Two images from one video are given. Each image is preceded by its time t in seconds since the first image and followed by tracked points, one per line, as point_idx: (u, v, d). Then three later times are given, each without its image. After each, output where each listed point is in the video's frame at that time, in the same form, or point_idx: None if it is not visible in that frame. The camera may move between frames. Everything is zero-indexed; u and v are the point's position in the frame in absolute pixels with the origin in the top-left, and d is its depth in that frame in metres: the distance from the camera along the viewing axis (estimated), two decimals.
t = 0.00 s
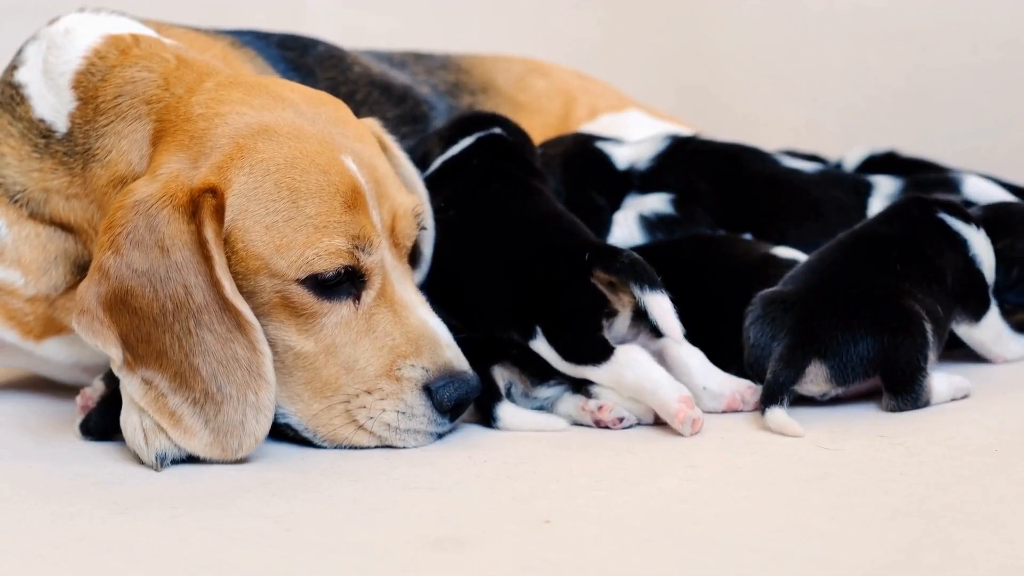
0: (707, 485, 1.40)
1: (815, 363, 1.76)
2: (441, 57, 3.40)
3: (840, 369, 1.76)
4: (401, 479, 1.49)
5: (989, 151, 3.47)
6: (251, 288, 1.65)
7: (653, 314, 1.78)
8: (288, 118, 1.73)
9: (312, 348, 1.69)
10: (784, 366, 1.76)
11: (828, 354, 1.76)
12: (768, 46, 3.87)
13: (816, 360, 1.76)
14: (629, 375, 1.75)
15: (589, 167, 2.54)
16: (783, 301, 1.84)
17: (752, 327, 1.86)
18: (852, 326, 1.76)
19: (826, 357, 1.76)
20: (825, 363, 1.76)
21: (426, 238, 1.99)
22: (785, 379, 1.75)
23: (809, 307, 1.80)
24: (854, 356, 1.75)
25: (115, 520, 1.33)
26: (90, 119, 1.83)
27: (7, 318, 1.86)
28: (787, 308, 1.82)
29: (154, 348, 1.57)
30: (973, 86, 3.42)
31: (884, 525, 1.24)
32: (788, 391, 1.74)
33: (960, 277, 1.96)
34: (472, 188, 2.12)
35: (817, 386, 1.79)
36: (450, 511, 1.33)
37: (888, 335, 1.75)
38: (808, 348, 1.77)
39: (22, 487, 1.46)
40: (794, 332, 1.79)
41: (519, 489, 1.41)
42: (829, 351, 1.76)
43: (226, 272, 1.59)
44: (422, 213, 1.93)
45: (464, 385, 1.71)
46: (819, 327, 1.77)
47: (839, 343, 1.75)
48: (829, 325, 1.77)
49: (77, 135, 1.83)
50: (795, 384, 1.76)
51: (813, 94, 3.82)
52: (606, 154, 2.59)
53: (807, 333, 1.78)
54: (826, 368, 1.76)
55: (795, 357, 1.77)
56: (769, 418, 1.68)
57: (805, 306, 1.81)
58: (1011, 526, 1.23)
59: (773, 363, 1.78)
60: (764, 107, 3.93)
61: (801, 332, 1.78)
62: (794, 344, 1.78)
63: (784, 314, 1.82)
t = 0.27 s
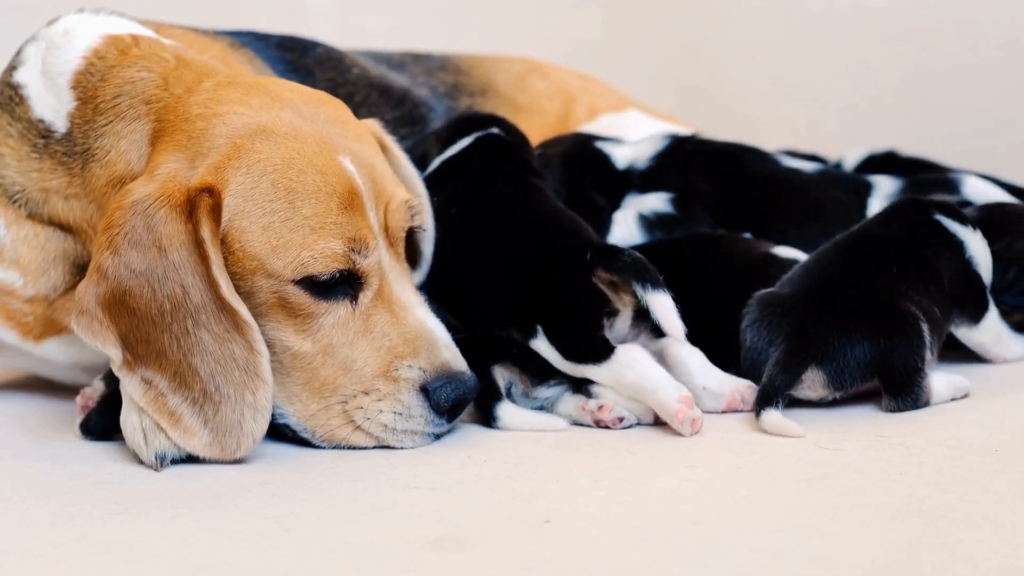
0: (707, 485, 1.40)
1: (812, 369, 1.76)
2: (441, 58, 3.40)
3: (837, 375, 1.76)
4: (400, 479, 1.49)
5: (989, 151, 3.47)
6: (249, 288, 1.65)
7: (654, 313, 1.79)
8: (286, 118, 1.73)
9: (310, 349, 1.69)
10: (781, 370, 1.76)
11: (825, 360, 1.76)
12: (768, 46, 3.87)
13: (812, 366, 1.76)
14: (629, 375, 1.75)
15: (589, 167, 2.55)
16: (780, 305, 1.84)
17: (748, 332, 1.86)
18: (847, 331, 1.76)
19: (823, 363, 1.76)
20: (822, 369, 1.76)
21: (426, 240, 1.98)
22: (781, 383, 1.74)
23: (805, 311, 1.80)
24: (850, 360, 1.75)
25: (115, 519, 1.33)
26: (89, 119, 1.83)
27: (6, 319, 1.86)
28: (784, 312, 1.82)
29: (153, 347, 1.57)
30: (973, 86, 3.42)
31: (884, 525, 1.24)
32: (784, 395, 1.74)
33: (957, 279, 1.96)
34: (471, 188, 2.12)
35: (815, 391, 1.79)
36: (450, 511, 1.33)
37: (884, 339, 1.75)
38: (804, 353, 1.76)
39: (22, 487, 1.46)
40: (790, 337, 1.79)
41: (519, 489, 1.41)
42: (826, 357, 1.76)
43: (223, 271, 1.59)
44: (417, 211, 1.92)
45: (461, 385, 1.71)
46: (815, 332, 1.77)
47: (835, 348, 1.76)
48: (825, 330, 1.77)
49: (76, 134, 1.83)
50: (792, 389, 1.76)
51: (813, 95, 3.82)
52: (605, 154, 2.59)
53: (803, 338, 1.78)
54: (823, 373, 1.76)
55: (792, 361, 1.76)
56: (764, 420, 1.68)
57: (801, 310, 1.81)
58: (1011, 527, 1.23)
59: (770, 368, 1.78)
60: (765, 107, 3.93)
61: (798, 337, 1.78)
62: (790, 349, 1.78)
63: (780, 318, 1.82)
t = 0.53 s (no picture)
0: (706, 485, 1.40)
1: (811, 370, 1.76)
2: (441, 58, 3.40)
3: (837, 375, 1.76)
4: (400, 479, 1.49)
5: (989, 151, 3.47)
6: (247, 289, 1.65)
7: (650, 314, 1.78)
8: (284, 119, 1.73)
9: (308, 349, 1.69)
10: (781, 369, 1.76)
11: (824, 360, 1.75)
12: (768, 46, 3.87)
13: (812, 366, 1.76)
14: (629, 376, 1.76)
15: (589, 167, 2.54)
16: (779, 305, 1.83)
17: (746, 332, 1.86)
18: (846, 331, 1.76)
19: (822, 363, 1.75)
20: (822, 369, 1.76)
21: (425, 240, 1.98)
22: (784, 381, 1.74)
23: (803, 312, 1.80)
24: (849, 360, 1.75)
25: (115, 519, 1.33)
26: (89, 120, 1.83)
27: (6, 319, 1.86)
28: (782, 313, 1.82)
29: (151, 348, 1.57)
30: (973, 86, 3.42)
31: (884, 525, 1.24)
32: (786, 392, 1.73)
33: (955, 279, 1.96)
34: (470, 188, 2.11)
35: (815, 392, 1.79)
36: (450, 511, 1.33)
37: (882, 338, 1.75)
38: (804, 353, 1.76)
39: (22, 488, 1.47)
40: (789, 338, 1.79)
41: (519, 489, 1.41)
42: (825, 357, 1.75)
43: (221, 272, 1.59)
44: (417, 213, 1.92)
45: (460, 386, 1.71)
46: (814, 332, 1.77)
47: (833, 348, 1.75)
48: (824, 330, 1.77)
49: (76, 135, 1.83)
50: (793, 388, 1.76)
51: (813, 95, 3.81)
52: (605, 154, 2.59)
53: (802, 338, 1.78)
54: (823, 373, 1.76)
55: (792, 361, 1.76)
56: (766, 419, 1.67)
57: (801, 311, 1.80)
58: (1011, 527, 1.23)
59: (772, 367, 1.78)
60: (765, 107, 3.93)
61: (797, 337, 1.78)
62: (790, 349, 1.78)
63: (779, 319, 1.82)
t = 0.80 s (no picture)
0: (706, 485, 1.40)
1: (809, 370, 1.76)
2: (441, 58, 3.40)
3: (834, 375, 1.76)
4: (400, 479, 1.49)
5: (989, 151, 3.47)
6: (247, 290, 1.65)
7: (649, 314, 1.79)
8: (283, 120, 1.73)
9: (308, 350, 1.69)
10: (779, 369, 1.76)
11: (821, 361, 1.75)
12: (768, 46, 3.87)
13: (810, 367, 1.76)
14: (629, 376, 1.75)
15: (589, 167, 2.54)
16: (777, 306, 1.84)
17: (744, 333, 1.87)
18: (843, 331, 1.76)
19: (820, 364, 1.75)
20: (820, 370, 1.76)
21: (425, 241, 1.98)
22: (783, 382, 1.74)
23: (801, 312, 1.80)
24: (846, 360, 1.75)
25: (115, 519, 1.33)
26: (88, 120, 1.83)
27: (5, 320, 1.86)
28: (780, 313, 1.82)
29: (151, 348, 1.57)
30: (973, 86, 3.42)
31: (884, 525, 1.24)
32: (786, 393, 1.73)
33: (955, 281, 1.96)
34: (470, 188, 2.11)
35: (813, 393, 1.79)
36: (449, 511, 1.33)
37: (880, 338, 1.75)
38: (802, 353, 1.76)
39: (22, 488, 1.47)
40: (787, 338, 1.79)
41: (519, 489, 1.41)
42: (822, 357, 1.75)
43: (220, 273, 1.58)
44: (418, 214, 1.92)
45: (460, 386, 1.71)
46: (811, 333, 1.77)
47: (830, 349, 1.75)
48: (822, 330, 1.77)
49: (75, 136, 1.83)
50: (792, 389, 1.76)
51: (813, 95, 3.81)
52: (605, 154, 2.59)
53: (799, 339, 1.78)
54: (821, 374, 1.76)
55: (790, 361, 1.76)
56: (766, 420, 1.67)
57: (798, 311, 1.81)
58: (1011, 527, 1.23)
59: (770, 367, 1.78)
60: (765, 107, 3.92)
61: (794, 338, 1.78)
62: (788, 349, 1.78)
63: (776, 319, 1.82)
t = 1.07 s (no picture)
0: (706, 485, 1.40)
1: (808, 366, 1.77)
2: (441, 58, 3.40)
3: (833, 371, 1.76)
4: (400, 479, 1.49)
5: (989, 151, 3.47)
6: (247, 291, 1.65)
7: (645, 314, 1.79)
8: (283, 121, 1.73)
9: (308, 350, 1.69)
10: (777, 366, 1.77)
11: (820, 356, 1.76)
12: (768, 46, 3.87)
13: (809, 362, 1.77)
14: (627, 376, 1.75)
15: (589, 167, 2.54)
16: (776, 302, 1.84)
17: (745, 329, 1.87)
18: (841, 328, 1.76)
19: (818, 359, 1.76)
20: (818, 365, 1.76)
21: (425, 240, 1.98)
22: (784, 378, 1.75)
23: (800, 309, 1.81)
24: (845, 357, 1.76)
25: (115, 519, 1.33)
26: (87, 121, 1.83)
27: (5, 321, 1.86)
28: (779, 311, 1.82)
29: (151, 348, 1.57)
30: (973, 86, 3.42)
31: (884, 526, 1.24)
32: (788, 389, 1.74)
33: (956, 281, 1.96)
34: (470, 188, 2.12)
35: (812, 388, 1.79)
36: (449, 511, 1.33)
37: (879, 336, 1.75)
38: (800, 349, 1.77)
39: (22, 488, 1.47)
40: (786, 334, 1.80)
41: (519, 489, 1.41)
42: (821, 353, 1.76)
43: (219, 273, 1.58)
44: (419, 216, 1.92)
45: (459, 386, 1.71)
46: (810, 328, 1.78)
47: (829, 345, 1.76)
48: (820, 327, 1.77)
49: (75, 136, 1.83)
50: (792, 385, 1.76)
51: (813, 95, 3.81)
52: (605, 154, 2.58)
53: (798, 335, 1.78)
54: (819, 370, 1.77)
55: (789, 357, 1.77)
56: (769, 418, 1.67)
57: (797, 308, 1.81)
58: (1011, 527, 1.23)
59: (769, 363, 1.79)
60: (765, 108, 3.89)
61: (793, 334, 1.79)
62: (786, 345, 1.78)
63: (776, 315, 1.82)
